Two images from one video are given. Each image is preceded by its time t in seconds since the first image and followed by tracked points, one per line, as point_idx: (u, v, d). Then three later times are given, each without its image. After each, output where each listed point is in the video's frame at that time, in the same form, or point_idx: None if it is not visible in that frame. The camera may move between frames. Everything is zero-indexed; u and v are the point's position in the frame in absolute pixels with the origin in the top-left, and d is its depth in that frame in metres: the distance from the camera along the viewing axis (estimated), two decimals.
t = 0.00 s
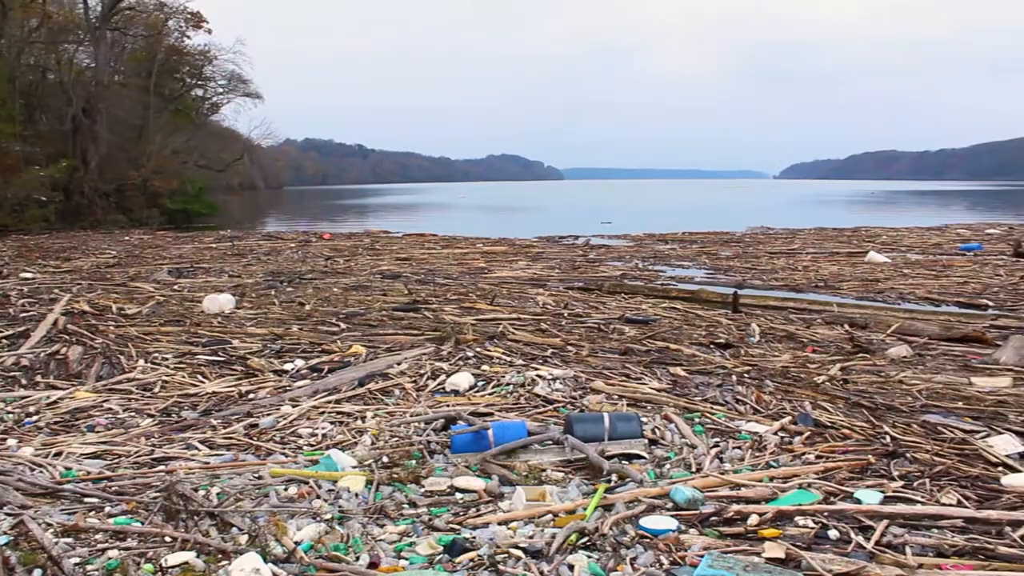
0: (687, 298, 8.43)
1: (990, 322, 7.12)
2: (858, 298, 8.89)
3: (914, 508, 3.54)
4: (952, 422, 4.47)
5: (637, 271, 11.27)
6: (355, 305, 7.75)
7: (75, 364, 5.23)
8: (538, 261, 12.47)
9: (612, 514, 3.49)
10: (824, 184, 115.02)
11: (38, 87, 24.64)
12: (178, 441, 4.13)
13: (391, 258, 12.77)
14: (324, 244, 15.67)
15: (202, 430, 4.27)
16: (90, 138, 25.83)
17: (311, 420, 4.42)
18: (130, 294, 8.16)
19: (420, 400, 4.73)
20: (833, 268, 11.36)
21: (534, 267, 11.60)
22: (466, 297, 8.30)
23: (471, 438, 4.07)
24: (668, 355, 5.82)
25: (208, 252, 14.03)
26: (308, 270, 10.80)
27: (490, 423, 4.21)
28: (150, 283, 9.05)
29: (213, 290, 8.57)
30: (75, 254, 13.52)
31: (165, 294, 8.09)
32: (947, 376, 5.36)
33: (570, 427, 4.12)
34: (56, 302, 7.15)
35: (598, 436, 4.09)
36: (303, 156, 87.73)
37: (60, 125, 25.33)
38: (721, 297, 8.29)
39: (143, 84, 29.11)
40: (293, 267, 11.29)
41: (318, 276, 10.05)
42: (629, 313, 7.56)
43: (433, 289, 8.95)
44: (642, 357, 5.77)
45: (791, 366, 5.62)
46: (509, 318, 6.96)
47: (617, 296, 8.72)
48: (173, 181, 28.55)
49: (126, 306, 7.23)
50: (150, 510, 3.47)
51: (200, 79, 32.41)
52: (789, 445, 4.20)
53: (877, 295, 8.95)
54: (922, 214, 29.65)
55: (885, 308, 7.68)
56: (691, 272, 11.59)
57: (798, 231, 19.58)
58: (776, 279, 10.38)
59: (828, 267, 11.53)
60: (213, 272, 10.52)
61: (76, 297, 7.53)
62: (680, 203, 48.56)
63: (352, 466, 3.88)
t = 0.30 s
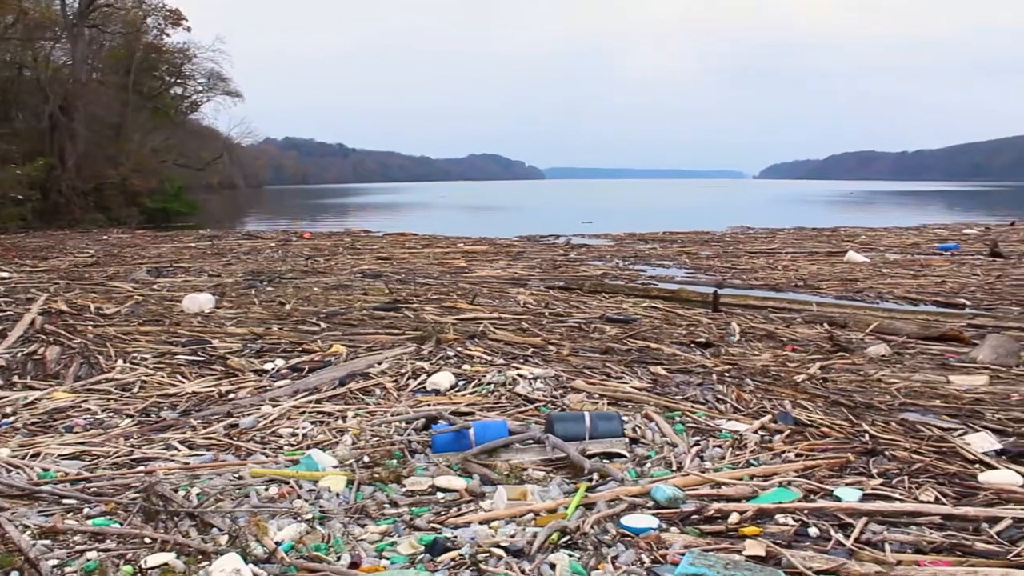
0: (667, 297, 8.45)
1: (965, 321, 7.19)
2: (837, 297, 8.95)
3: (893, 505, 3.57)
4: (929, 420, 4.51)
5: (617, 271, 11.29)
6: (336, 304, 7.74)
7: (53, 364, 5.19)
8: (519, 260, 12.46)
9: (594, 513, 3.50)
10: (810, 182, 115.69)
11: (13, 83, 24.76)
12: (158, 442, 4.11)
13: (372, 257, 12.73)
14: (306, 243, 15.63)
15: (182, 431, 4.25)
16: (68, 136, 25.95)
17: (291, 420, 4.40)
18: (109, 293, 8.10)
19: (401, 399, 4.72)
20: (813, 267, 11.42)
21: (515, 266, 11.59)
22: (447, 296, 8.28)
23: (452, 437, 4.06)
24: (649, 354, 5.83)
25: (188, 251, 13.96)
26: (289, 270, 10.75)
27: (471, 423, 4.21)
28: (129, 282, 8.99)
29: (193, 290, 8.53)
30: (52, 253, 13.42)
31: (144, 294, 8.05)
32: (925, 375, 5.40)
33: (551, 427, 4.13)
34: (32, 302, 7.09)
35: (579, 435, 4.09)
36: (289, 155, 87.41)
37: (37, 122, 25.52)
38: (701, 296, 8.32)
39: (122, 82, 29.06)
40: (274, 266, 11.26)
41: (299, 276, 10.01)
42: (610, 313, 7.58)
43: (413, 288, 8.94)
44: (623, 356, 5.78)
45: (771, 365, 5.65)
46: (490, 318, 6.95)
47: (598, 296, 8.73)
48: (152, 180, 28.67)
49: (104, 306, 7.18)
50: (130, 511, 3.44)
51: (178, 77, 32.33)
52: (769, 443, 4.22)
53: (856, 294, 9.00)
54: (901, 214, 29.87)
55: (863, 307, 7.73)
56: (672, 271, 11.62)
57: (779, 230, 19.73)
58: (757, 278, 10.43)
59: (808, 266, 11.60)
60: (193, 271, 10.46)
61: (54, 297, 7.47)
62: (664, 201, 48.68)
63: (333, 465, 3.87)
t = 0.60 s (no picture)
0: (653, 294, 8.46)
1: (949, 319, 7.23)
2: (822, 294, 8.98)
3: (877, 502, 3.58)
4: (914, 417, 4.53)
5: (603, 268, 11.30)
6: (321, 302, 7.72)
7: (36, 362, 5.15)
8: (505, 258, 12.45)
9: (579, 510, 3.50)
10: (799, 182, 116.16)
11: None
12: (142, 441, 4.09)
13: (358, 255, 12.70)
14: (290, 240, 15.59)
15: (167, 429, 4.23)
16: (51, 133, 25.78)
17: (277, 418, 4.39)
18: (93, 291, 8.06)
19: (386, 397, 4.71)
20: (798, 265, 11.46)
21: (501, 264, 11.59)
22: (433, 294, 8.28)
23: (438, 435, 4.06)
24: (635, 352, 5.84)
25: (173, 249, 13.90)
26: (274, 268, 10.72)
27: (457, 421, 4.20)
28: (113, 280, 8.94)
29: (178, 288, 8.49)
30: (34, 251, 13.32)
31: (129, 292, 8.02)
32: (910, 373, 5.43)
33: (537, 425, 4.13)
34: (15, 300, 7.05)
35: (565, 432, 4.10)
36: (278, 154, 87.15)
37: (19, 119, 25.29)
38: (686, 294, 8.33)
39: (106, 79, 28.79)
40: (259, 264, 11.22)
41: (284, 274, 9.99)
42: (596, 310, 7.58)
43: (399, 286, 8.93)
44: (609, 353, 5.79)
45: (756, 362, 5.67)
46: (476, 316, 6.95)
47: (584, 293, 8.74)
48: (138, 177, 28.13)
49: (88, 304, 7.14)
50: (114, 510, 3.43)
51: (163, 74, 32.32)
52: (755, 440, 4.23)
53: (840, 292, 9.04)
54: (886, 213, 29.93)
55: (848, 305, 7.77)
56: (658, 269, 11.63)
57: (764, 229, 19.81)
58: (742, 276, 10.46)
59: (793, 264, 11.64)
60: (178, 269, 10.41)
61: (37, 295, 7.43)
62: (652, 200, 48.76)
63: (318, 464, 3.86)
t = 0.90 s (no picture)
0: (636, 298, 8.48)
1: (930, 322, 7.29)
2: (805, 297, 9.03)
3: (860, 504, 3.60)
4: (895, 419, 4.56)
5: (587, 271, 11.32)
6: (305, 305, 7.70)
7: (16, 365, 5.11)
8: (489, 261, 12.46)
9: (563, 514, 3.50)
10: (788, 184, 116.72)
11: None
12: (124, 445, 4.06)
13: (341, 258, 12.67)
14: (273, 243, 15.57)
15: (149, 433, 4.21)
16: (32, 135, 25.55)
17: (260, 422, 4.37)
18: (74, 294, 8.01)
19: (370, 400, 4.70)
20: (781, 269, 11.52)
21: (485, 267, 11.59)
22: (416, 297, 8.27)
23: (422, 438, 4.05)
24: (619, 355, 5.85)
25: (155, 251, 13.82)
26: (258, 270, 10.68)
27: (441, 424, 4.20)
28: (95, 283, 8.89)
29: (160, 291, 8.46)
30: (14, 253, 13.22)
31: (111, 295, 7.97)
32: (892, 375, 5.47)
33: (520, 428, 4.13)
34: None
35: (548, 435, 4.10)
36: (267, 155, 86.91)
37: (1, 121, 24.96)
38: (669, 297, 8.36)
39: (88, 80, 28.72)
40: (242, 267, 11.18)
41: (268, 277, 9.95)
42: (579, 313, 7.60)
43: (383, 289, 8.92)
44: (593, 357, 5.80)
45: (740, 365, 5.69)
46: (460, 319, 6.95)
47: (567, 297, 8.76)
48: (119, 180, 27.98)
49: (69, 307, 7.09)
50: (95, 515, 3.40)
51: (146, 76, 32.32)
52: (738, 443, 4.24)
53: (823, 295, 9.09)
54: (868, 216, 30.12)
55: (830, 308, 7.82)
56: (641, 272, 11.67)
57: (747, 232, 19.91)
58: (725, 279, 10.51)
59: (776, 267, 11.71)
60: (160, 272, 10.36)
61: (17, 298, 7.38)
62: (640, 202, 48.87)
63: (301, 467, 3.85)
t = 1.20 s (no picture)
0: (621, 297, 8.50)
1: (913, 321, 7.32)
2: (789, 297, 9.06)
3: (843, 503, 3.62)
4: (878, 418, 4.58)
5: (572, 271, 11.33)
6: (289, 305, 7.68)
7: None
8: (473, 261, 12.45)
9: (548, 513, 3.50)
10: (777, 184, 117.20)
11: None
12: (106, 445, 4.04)
13: (325, 258, 12.63)
14: (257, 243, 15.50)
15: (132, 434, 4.19)
16: (13, 133, 25.65)
17: (244, 422, 4.36)
18: (56, 294, 7.96)
19: (354, 400, 4.69)
20: (765, 268, 11.56)
21: (469, 267, 11.58)
22: (401, 297, 8.25)
23: (407, 438, 4.05)
24: (603, 354, 5.86)
25: (138, 251, 13.76)
26: (241, 270, 10.63)
27: (425, 424, 4.19)
28: (77, 283, 8.84)
29: (143, 291, 8.42)
30: None
31: (93, 294, 7.93)
32: (875, 374, 5.49)
33: (505, 427, 4.13)
34: None
35: (533, 435, 4.10)
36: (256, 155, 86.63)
37: None
38: (653, 297, 8.37)
39: (71, 78, 28.59)
40: (226, 267, 11.13)
41: (251, 276, 9.91)
42: (564, 313, 7.60)
43: (367, 288, 8.91)
44: (577, 356, 5.80)
45: (724, 364, 5.70)
46: (444, 318, 6.95)
47: (552, 296, 8.76)
48: (102, 179, 27.93)
49: (51, 307, 7.05)
50: (78, 516, 3.37)
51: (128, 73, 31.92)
52: (722, 442, 4.26)
53: (807, 294, 9.13)
54: (852, 215, 30.27)
55: (814, 307, 7.84)
56: (626, 272, 11.69)
57: (731, 231, 19.98)
58: (710, 279, 10.53)
59: (760, 267, 11.74)
60: (143, 272, 10.32)
61: None
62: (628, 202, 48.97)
63: (285, 468, 3.84)
